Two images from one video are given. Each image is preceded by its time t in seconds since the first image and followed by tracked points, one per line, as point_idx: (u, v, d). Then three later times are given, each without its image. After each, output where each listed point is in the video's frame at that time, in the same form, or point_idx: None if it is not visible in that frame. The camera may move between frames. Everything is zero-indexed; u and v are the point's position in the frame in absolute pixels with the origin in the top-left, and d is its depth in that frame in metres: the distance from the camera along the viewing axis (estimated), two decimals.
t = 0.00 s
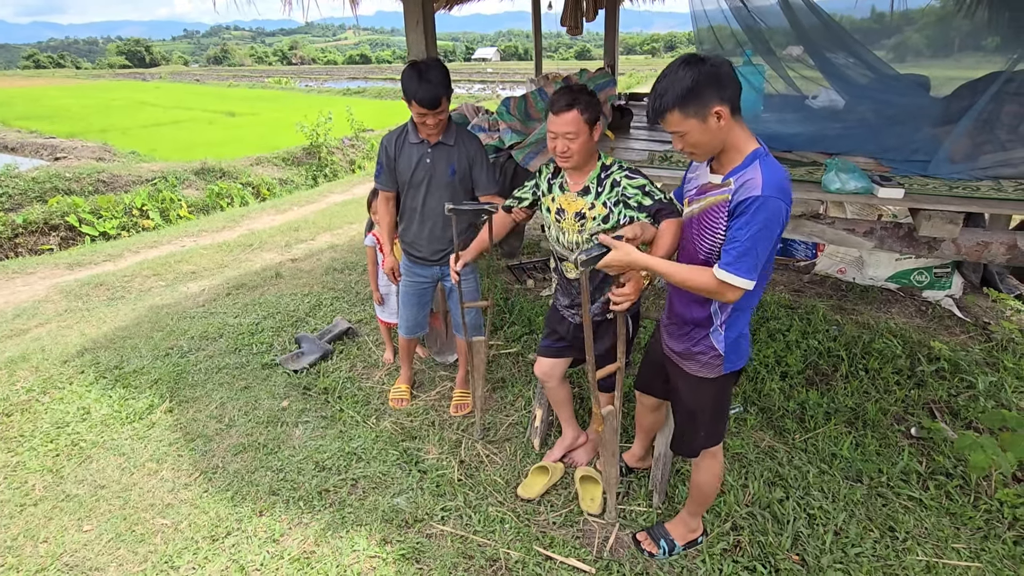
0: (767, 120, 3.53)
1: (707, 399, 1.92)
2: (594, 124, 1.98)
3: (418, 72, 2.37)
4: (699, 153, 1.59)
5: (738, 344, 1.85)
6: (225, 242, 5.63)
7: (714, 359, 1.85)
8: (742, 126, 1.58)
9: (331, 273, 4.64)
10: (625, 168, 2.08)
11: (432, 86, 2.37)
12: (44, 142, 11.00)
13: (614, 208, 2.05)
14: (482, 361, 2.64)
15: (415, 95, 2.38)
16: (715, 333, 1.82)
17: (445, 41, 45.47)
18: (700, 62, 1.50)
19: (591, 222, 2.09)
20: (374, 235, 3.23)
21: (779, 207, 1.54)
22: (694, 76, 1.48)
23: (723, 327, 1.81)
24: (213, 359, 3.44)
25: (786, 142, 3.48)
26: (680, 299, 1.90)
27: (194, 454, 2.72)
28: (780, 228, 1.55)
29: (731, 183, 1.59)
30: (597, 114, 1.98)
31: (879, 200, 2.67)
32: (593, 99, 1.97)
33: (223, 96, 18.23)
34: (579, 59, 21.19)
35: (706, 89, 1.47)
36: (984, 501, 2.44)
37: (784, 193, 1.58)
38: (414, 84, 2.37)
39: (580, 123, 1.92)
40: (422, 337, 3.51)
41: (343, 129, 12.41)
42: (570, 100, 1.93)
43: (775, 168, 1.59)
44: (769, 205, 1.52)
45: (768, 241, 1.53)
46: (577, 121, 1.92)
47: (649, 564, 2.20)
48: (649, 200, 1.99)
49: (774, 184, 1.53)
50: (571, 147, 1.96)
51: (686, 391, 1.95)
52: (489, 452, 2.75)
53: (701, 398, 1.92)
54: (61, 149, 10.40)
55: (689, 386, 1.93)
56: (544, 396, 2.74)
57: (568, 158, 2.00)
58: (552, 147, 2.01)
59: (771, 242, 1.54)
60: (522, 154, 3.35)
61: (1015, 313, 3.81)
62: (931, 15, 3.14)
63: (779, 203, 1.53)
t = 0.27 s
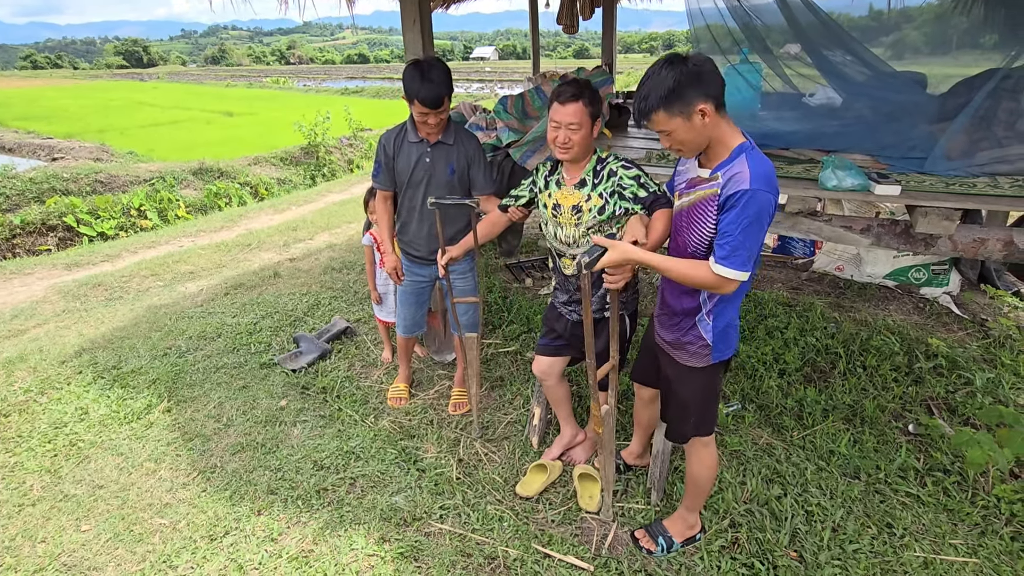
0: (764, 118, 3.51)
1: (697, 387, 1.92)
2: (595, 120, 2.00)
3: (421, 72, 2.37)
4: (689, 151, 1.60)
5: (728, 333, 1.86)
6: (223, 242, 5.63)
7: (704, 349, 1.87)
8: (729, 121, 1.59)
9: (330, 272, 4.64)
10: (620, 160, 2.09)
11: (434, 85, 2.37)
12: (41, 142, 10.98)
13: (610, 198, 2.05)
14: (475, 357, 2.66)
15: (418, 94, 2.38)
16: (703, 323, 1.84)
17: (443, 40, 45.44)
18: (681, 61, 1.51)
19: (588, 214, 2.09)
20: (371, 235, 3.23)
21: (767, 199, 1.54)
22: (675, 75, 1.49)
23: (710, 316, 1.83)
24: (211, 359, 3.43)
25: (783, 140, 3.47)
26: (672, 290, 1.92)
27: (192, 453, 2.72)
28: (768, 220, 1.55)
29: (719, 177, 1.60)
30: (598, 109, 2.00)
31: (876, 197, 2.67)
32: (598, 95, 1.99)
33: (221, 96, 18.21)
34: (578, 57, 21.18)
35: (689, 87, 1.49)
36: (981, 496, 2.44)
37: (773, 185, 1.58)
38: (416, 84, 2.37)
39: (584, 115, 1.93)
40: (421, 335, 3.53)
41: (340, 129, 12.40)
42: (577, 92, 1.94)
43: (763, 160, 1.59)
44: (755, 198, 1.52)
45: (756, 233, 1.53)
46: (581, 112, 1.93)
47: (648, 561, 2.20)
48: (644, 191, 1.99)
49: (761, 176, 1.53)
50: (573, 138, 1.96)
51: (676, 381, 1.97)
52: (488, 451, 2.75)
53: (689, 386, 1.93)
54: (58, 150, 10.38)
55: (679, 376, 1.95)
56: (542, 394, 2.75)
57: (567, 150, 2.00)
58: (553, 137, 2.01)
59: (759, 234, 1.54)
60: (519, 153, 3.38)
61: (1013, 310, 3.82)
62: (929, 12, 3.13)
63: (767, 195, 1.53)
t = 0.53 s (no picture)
0: (762, 117, 3.52)
1: (693, 385, 1.92)
2: (593, 117, 2.02)
3: (422, 72, 2.36)
4: (679, 146, 1.63)
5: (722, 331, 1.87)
6: (222, 243, 5.63)
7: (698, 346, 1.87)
8: (722, 120, 1.60)
9: (328, 272, 4.64)
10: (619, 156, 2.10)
11: (436, 85, 2.37)
12: (39, 143, 10.97)
13: (609, 193, 2.06)
14: (473, 357, 2.65)
15: (420, 94, 2.38)
16: (696, 320, 1.84)
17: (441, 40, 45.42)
18: (676, 58, 1.53)
19: (588, 210, 2.09)
20: (369, 235, 3.24)
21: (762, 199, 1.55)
22: (666, 72, 1.52)
23: (703, 314, 1.83)
24: (210, 359, 3.43)
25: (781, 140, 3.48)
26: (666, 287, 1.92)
27: (191, 453, 2.72)
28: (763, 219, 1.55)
29: (713, 175, 1.60)
30: (597, 106, 2.03)
31: (874, 195, 2.67)
32: (596, 93, 2.03)
33: (219, 96, 18.19)
34: (576, 57, 21.18)
35: (677, 85, 1.51)
36: (979, 493, 2.45)
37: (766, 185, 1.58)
38: (418, 84, 2.37)
39: (581, 110, 1.96)
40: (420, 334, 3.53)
41: (339, 129, 12.40)
42: (574, 88, 1.98)
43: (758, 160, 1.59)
44: (749, 197, 1.53)
45: (751, 232, 1.54)
46: (579, 107, 1.96)
47: (647, 559, 2.21)
48: (639, 186, 2.00)
49: (755, 175, 1.54)
50: (569, 133, 1.99)
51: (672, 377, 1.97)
52: (486, 450, 2.75)
53: (686, 383, 1.93)
54: (56, 151, 10.38)
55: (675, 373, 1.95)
56: (541, 393, 2.75)
57: (563, 145, 2.03)
58: (550, 132, 2.03)
59: (753, 233, 1.55)
60: (518, 152, 3.37)
61: (1010, 307, 3.83)
62: (928, 11, 3.12)
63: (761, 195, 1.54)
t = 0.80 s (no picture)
0: (760, 116, 3.49)
1: (688, 382, 1.93)
2: (590, 116, 2.03)
3: (422, 72, 2.35)
4: (680, 142, 1.64)
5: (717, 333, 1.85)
6: (221, 243, 5.62)
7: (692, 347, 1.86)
8: (724, 121, 1.59)
9: (328, 273, 4.64)
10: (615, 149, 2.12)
11: (435, 85, 2.37)
12: (38, 145, 10.97)
13: (608, 186, 2.06)
14: (471, 357, 2.63)
15: (420, 94, 2.38)
16: (689, 321, 1.84)
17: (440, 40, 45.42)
18: (682, 54, 1.53)
19: (587, 205, 2.09)
20: (365, 237, 3.23)
21: (757, 204, 1.54)
22: (670, 67, 1.52)
23: (695, 315, 1.82)
24: (209, 361, 3.43)
25: (779, 139, 3.46)
26: (662, 286, 1.92)
27: (190, 455, 2.72)
28: (756, 226, 1.55)
29: (710, 177, 1.60)
30: (594, 105, 2.03)
31: (872, 194, 2.67)
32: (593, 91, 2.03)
33: (218, 96, 18.18)
34: (575, 56, 21.17)
35: (678, 81, 1.51)
36: (978, 493, 2.45)
37: (762, 192, 1.58)
38: (417, 84, 2.36)
39: (577, 107, 1.97)
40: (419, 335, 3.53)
41: (338, 129, 12.40)
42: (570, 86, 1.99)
43: (757, 165, 1.58)
44: (743, 203, 1.53)
45: (745, 239, 1.54)
46: (574, 105, 1.97)
47: (646, 559, 2.21)
48: (639, 170, 2.02)
49: (752, 181, 1.54)
50: (566, 130, 1.99)
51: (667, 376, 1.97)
52: (486, 450, 2.75)
53: (680, 382, 1.93)
54: (55, 152, 10.38)
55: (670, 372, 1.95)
56: (540, 393, 2.76)
57: (560, 143, 2.03)
58: (547, 130, 2.04)
59: (746, 240, 1.55)
60: (517, 152, 3.36)
61: (1009, 306, 3.83)
62: (927, 10, 3.12)
63: (756, 201, 1.53)
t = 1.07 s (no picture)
0: (761, 116, 3.53)
1: (685, 384, 1.92)
2: (583, 115, 2.06)
3: (422, 72, 2.35)
4: (683, 142, 1.64)
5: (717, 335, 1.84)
6: (221, 244, 5.62)
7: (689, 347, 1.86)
8: (727, 121, 1.59)
9: (328, 273, 4.64)
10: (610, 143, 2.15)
11: (437, 84, 2.36)
12: (38, 145, 10.97)
13: (607, 178, 2.07)
14: (470, 359, 2.64)
15: (421, 93, 2.38)
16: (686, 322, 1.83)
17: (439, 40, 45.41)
18: (687, 53, 1.53)
19: (588, 200, 2.10)
20: (359, 239, 3.21)
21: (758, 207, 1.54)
22: (674, 67, 1.52)
23: (692, 316, 1.82)
24: (209, 361, 3.43)
25: (779, 138, 3.49)
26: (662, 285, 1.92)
27: (190, 455, 2.72)
28: (757, 230, 1.54)
29: (710, 180, 1.60)
30: (586, 105, 2.07)
31: (872, 194, 2.67)
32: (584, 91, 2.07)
33: (218, 97, 18.17)
34: (574, 56, 21.18)
35: (682, 81, 1.51)
36: (978, 492, 2.46)
37: (764, 195, 1.57)
38: (418, 83, 2.36)
39: (569, 106, 2.01)
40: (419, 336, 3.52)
41: (338, 129, 12.40)
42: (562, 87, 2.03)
43: (759, 167, 1.58)
44: (743, 206, 1.52)
45: (746, 242, 1.53)
46: (567, 104, 2.00)
47: (646, 559, 2.21)
48: (639, 154, 2.05)
49: (752, 184, 1.53)
50: (560, 128, 2.02)
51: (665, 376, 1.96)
52: (486, 450, 2.75)
53: (678, 383, 1.93)
54: (55, 152, 10.38)
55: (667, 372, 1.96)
56: (540, 393, 2.76)
57: (556, 142, 2.06)
58: (541, 131, 2.07)
59: (748, 243, 1.54)
60: (517, 152, 3.36)
61: (1009, 306, 3.84)
62: (927, 9, 3.11)
63: (757, 204, 1.53)
